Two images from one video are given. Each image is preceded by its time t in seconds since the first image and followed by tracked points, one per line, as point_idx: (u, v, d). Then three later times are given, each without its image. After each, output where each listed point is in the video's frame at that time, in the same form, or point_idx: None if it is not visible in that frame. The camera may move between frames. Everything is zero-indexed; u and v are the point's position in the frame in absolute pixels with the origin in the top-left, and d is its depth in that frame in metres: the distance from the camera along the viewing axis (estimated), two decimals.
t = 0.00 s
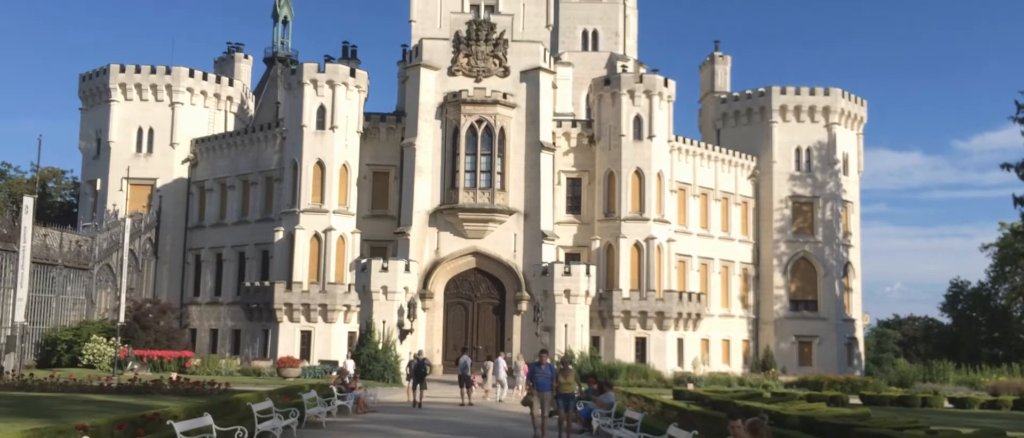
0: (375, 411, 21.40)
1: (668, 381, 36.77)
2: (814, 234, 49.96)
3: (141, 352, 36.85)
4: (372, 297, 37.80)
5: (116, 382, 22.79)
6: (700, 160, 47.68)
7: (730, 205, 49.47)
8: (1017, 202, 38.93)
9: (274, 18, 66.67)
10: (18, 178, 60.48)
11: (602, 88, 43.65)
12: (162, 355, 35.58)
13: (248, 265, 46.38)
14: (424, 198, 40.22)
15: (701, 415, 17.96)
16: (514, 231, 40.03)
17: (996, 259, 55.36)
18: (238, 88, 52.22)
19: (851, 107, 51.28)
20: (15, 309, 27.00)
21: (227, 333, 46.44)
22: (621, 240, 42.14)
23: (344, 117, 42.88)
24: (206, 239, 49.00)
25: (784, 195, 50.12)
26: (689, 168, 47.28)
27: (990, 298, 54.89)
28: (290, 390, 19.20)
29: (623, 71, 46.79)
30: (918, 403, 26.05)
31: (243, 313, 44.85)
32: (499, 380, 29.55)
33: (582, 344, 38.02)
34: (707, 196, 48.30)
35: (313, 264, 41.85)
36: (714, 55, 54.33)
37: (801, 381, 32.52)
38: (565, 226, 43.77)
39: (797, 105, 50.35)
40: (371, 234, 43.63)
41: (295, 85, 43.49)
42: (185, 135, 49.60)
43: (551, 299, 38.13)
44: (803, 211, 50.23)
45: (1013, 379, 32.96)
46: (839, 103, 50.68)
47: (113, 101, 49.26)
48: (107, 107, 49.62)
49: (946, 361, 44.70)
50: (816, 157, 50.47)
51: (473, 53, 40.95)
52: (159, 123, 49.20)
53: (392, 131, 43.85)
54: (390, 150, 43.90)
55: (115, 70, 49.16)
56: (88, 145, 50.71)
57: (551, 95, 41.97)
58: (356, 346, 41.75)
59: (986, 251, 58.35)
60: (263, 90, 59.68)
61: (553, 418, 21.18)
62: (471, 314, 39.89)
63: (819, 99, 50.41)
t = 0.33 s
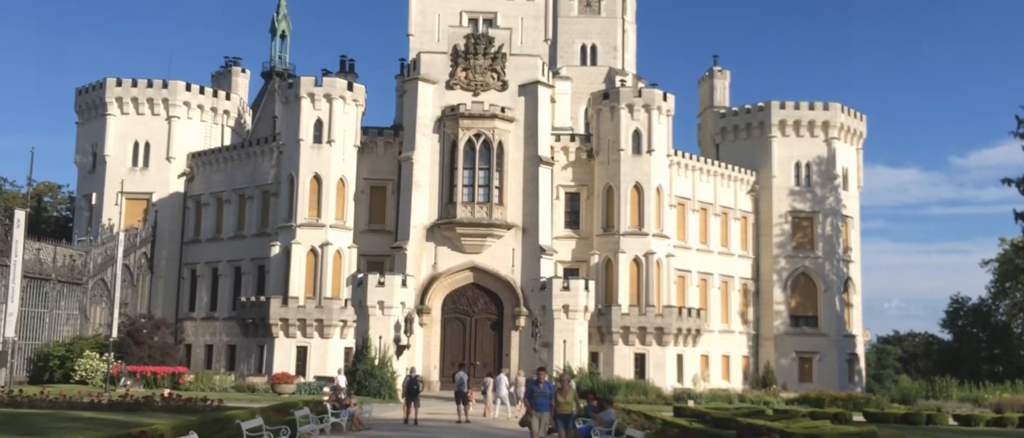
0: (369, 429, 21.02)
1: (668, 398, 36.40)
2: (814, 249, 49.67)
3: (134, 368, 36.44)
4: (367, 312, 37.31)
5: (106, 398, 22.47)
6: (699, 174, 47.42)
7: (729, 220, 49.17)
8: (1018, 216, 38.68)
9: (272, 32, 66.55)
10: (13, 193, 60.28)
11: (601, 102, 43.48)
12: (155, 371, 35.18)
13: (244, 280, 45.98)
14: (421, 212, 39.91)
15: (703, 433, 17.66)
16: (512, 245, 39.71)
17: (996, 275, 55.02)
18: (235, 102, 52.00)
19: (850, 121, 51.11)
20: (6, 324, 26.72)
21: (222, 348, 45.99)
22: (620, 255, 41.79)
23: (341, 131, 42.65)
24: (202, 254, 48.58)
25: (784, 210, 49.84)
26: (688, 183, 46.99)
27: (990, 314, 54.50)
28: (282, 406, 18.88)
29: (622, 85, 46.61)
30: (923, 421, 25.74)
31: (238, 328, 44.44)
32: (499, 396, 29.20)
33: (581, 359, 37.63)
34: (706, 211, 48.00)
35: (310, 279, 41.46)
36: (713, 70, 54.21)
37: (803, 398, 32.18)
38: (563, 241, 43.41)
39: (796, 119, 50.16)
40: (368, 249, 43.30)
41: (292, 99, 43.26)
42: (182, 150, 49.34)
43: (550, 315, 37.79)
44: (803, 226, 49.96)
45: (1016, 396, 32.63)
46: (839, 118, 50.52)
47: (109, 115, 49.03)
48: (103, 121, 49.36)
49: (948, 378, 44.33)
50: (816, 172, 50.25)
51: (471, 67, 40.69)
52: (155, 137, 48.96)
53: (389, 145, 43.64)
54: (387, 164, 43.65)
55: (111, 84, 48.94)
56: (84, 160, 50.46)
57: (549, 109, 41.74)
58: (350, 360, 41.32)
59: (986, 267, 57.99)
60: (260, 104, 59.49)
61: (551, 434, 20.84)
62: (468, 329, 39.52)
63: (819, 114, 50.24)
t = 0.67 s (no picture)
0: None
1: (668, 415, 35.97)
2: (815, 265, 49.35)
3: (127, 384, 35.98)
4: (364, 328, 37.09)
5: (97, 416, 22.07)
6: (698, 190, 47.13)
7: (729, 235, 48.86)
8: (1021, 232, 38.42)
9: (270, 47, 66.38)
10: (8, 207, 59.89)
11: (600, 117, 43.26)
12: (148, 387, 34.73)
13: (240, 295, 45.55)
14: (419, 227, 39.56)
15: None
16: (510, 260, 39.34)
17: (996, 291, 54.64)
18: (232, 117, 51.76)
19: (850, 137, 50.91)
20: None
21: (217, 365, 45.49)
22: (619, 270, 41.43)
23: (338, 145, 42.39)
24: (197, 269, 48.15)
25: (784, 226, 49.53)
26: (687, 198, 46.66)
27: (991, 331, 54.03)
28: (276, 423, 18.47)
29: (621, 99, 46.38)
30: None
31: (233, 344, 43.98)
32: (500, 413, 28.84)
33: (580, 376, 37.29)
34: (705, 226, 47.66)
35: (306, 295, 41.07)
36: (711, 85, 53.73)
37: (805, 415, 31.78)
38: (562, 257, 43.04)
39: (795, 135, 49.95)
40: (365, 264, 42.95)
41: (289, 113, 43.01)
42: (178, 164, 49.06)
43: (548, 331, 37.46)
44: (803, 241, 49.62)
45: (1021, 413, 32.26)
46: (838, 133, 50.33)
47: (105, 129, 48.75)
48: (99, 135, 49.08)
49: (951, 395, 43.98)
50: (815, 187, 50.00)
51: (469, 81, 40.47)
52: (151, 151, 48.70)
53: (387, 160, 43.39)
54: (385, 179, 43.37)
55: (108, 98, 48.69)
56: (80, 174, 50.13)
57: (548, 124, 41.49)
58: (346, 376, 40.79)
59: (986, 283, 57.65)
60: (258, 119, 59.24)
61: None
62: (466, 345, 39.10)
63: (819, 129, 50.04)
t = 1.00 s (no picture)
0: None
1: (668, 432, 35.64)
2: (814, 281, 49.16)
3: (121, 401, 35.87)
4: (361, 344, 36.97)
5: (89, 433, 21.81)
6: (698, 206, 46.96)
7: (728, 251, 48.66)
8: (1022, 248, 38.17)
9: (269, 63, 66.30)
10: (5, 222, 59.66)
11: (598, 132, 43.18)
12: (142, 404, 34.46)
13: (236, 311, 45.24)
14: (417, 242, 39.32)
15: None
16: (508, 276, 39.10)
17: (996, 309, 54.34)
18: (230, 132, 51.64)
19: (849, 153, 50.85)
20: None
21: (213, 381, 45.13)
22: (618, 286, 41.20)
23: (336, 160, 42.26)
24: (194, 285, 47.85)
25: (783, 242, 49.34)
26: (687, 214, 46.48)
27: (991, 348, 53.69)
28: None
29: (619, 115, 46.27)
30: None
31: (229, 360, 43.63)
32: (500, 431, 28.62)
33: (579, 393, 37.27)
34: (705, 242, 47.46)
35: (303, 311, 40.76)
36: (710, 101, 53.56)
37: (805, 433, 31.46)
38: (560, 272, 42.81)
39: (794, 151, 49.85)
40: (362, 280, 42.75)
41: (287, 128, 42.86)
42: (175, 179, 48.91)
43: (547, 346, 37.29)
44: (803, 258, 49.42)
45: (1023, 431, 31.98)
46: (837, 149, 50.23)
47: (102, 145, 48.57)
48: (96, 151, 48.89)
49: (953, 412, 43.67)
50: (814, 203, 49.88)
51: (468, 96, 40.34)
52: (149, 167, 48.53)
53: (385, 175, 43.26)
54: (383, 194, 43.23)
55: (106, 113, 48.55)
56: (76, 189, 49.93)
57: (546, 140, 41.36)
58: (342, 393, 40.44)
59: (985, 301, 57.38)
60: (255, 134, 59.09)
61: None
62: (465, 362, 38.82)
63: (817, 146, 49.95)
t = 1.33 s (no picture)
0: None
1: None
2: (815, 298, 48.80)
3: (113, 418, 34.93)
4: (357, 360, 36.55)
5: None
6: (697, 222, 46.63)
7: (728, 268, 48.30)
8: None
9: (267, 79, 66.10)
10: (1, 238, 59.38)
11: (597, 147, 42.90)
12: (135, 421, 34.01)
13: (232, 328, 44.78)
14: (414, 258, 38.94)
15: None
16: (507, 293, 38.72)
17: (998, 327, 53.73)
18: (227, 147, 51.38)
19: (850, 169, 50.60)
20: None
21: (208, 398, 44.65)
22: (618, 303, 40.80)
23: (333, 175, 41.95)
24: (189, 301, 47.42)
25: (783, 258, 49.00)
26: (686, 230, 46.14)
27: (992, 366, 52.87)
28: None
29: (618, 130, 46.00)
30: None
31: (224, 377, 43.15)
32: None
33: (577, 410, 36.73)
34: (705, 259, 47.10)
35: (298, 327, 40.30)
36: (710, 117, 53.32)
37: None
38: (559, 289, 42.43)
39: (794, 167, 49.59)
40: (359, 296, 42.42)
41: (284, 143, 42.57)
42: (172, 195, 48.58)
43: (546, 363, 36.89)
44: (803, 274, 49.08)
45: None
46: (837, 166, 49.93)
47: (98, 160, 48.26)
48: (92, 166, 48.58)
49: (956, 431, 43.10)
50: (815, 219, 49.57)
51: (466, 111, 40.06)
52: (145, 182, 48.21)
53: (382, 191, 43.01)
54: (380, 209, 42.97)
55: (102, 128, 48.27)
56: (72, 204, 49.61)
57: (545, 155, 41.07)
58: (338, 411, 40.00)
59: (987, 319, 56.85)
60: (253, 150, 58.81)
61: None
62: (462, 379, 38.36)
63: (817, 162, 49.68)
